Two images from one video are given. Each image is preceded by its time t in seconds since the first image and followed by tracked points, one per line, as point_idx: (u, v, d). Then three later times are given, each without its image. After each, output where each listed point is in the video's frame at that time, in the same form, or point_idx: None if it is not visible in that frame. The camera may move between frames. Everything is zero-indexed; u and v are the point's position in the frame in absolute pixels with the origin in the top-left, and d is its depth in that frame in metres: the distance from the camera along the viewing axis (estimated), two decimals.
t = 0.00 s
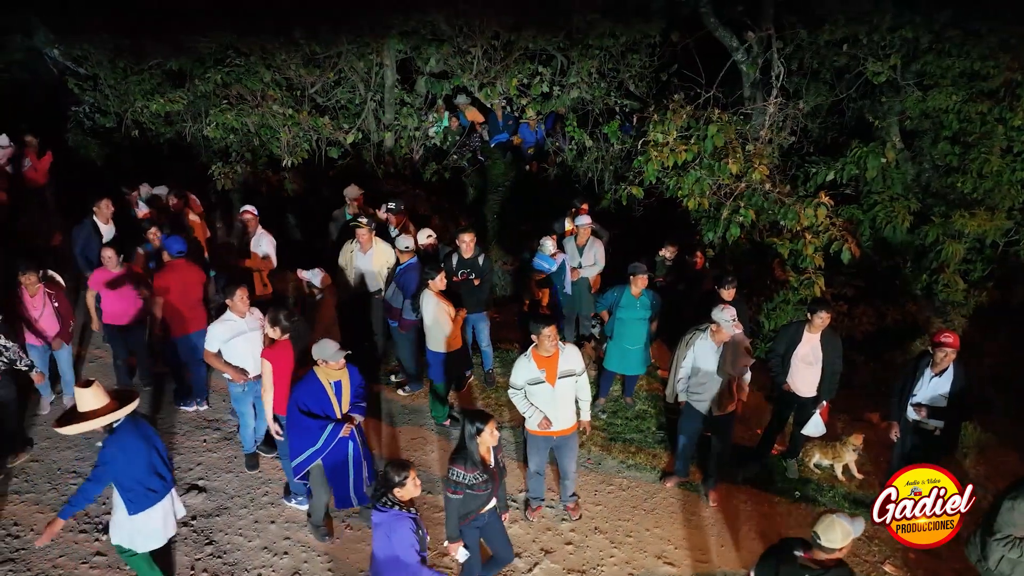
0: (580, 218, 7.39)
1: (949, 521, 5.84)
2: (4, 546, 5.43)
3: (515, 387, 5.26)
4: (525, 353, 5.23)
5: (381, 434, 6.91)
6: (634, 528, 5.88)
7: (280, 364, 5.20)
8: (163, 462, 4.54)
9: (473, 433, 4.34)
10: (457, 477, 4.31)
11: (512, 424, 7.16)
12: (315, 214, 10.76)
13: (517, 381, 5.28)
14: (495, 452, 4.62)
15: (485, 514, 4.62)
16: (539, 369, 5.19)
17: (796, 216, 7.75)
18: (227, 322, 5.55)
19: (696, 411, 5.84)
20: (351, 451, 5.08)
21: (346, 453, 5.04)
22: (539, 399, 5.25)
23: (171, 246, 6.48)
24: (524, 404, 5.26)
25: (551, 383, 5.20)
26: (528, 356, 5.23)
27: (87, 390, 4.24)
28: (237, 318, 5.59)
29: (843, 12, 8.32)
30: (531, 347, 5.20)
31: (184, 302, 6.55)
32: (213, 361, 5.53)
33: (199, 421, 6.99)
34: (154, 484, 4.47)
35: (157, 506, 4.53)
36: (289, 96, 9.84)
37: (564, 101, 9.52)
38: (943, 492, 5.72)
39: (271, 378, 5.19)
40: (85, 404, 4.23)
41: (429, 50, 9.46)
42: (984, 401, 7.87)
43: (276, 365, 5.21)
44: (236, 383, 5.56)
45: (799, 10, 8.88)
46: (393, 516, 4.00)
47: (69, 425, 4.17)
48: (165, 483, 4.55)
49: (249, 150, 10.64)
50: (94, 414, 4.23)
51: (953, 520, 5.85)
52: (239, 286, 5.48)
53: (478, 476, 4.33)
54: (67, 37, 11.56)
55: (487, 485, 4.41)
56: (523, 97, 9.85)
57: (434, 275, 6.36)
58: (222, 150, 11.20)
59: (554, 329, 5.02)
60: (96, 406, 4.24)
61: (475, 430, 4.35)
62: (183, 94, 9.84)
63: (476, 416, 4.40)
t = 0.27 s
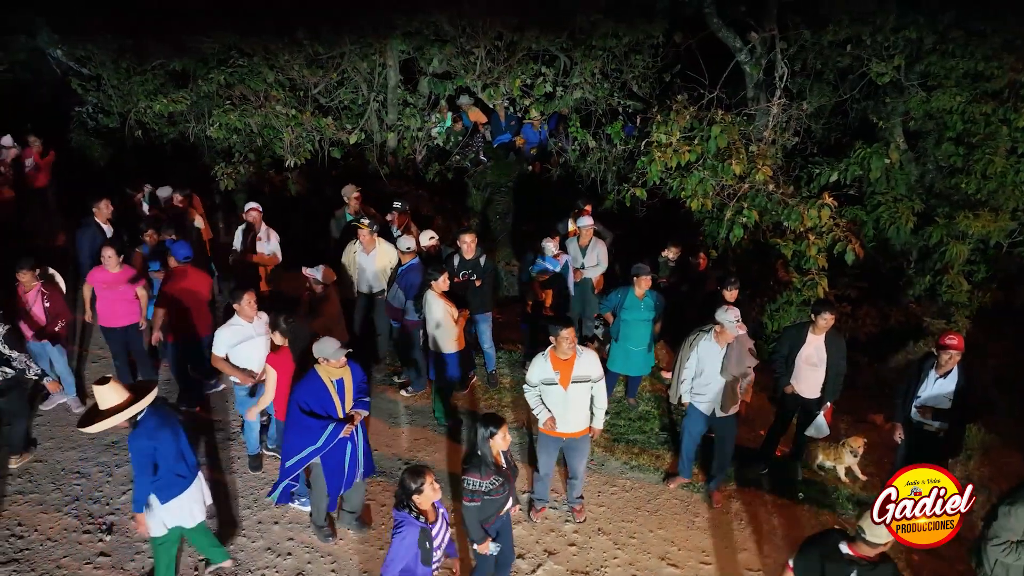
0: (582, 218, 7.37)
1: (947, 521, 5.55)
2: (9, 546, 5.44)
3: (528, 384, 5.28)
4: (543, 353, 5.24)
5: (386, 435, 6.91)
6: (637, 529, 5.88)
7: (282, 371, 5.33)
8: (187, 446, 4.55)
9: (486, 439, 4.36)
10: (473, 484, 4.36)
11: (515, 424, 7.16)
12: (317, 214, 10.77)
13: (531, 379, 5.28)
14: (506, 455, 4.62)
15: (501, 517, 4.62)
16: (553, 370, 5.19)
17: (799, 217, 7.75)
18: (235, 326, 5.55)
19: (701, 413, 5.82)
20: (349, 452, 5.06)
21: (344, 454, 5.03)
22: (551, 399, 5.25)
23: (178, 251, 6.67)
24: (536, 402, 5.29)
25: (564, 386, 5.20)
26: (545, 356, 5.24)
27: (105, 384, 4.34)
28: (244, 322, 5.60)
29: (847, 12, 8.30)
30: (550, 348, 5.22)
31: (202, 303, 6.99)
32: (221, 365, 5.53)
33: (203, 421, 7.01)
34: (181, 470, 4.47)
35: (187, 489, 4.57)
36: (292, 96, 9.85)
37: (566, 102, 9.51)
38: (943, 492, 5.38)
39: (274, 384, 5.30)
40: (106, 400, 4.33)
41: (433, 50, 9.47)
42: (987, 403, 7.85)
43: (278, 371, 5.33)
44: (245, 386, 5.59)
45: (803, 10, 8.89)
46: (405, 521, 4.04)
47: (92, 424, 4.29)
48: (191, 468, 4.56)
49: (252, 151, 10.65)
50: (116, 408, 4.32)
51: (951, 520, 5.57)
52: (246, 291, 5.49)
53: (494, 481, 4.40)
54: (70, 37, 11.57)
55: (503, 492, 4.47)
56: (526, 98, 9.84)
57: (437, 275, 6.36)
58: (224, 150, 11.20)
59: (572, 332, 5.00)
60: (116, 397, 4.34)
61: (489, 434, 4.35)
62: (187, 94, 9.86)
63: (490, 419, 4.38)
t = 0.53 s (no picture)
0: (583, 219, 7.41)
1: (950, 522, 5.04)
2: (11, 545, 5.45)
3: (535, 379, 5.30)
4: (550, 349, 5.26)
5: (388, 434, 6.92)
6: (639, 529, 5.88)
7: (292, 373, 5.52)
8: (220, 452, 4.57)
9: (492, 447, 4.36)
10: (483, 493, 4.40)
11: (517, 424, 7.16)
12: (319, 214, 10.79)
13: (538, 375, 5.30)
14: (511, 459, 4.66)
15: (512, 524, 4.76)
16: (560, 367, 5.21)
17: (801, 217, 7.75)
18: (245, 325, 5.56)
19: (704, 414, 5.82)
20: (358, 455, 5.10)
21: (352, 457, 5.05)
22: (556, 397, 5.26)
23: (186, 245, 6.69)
24: (542, 399, 5.31)
25: (569, 384, 5.21)
26: (552, 352, 5.25)
27: (129, 408, 4.37)
28: (254, 321, 5.61)
29: (850, 12, 8.30)
30: (557, 345, 5.24)
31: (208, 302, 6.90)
32: (233, 365, 5.60)
33: (205, 420, 7.02)
34: (222, 474, 4.52)
35: (230, 494, 4.63)
36: (294, 96, 9.86)
37: (568, 102, 9.51)
38: (944, 492, 4.94)
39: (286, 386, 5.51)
40: (134, 425, 4.37)
41: (435, 50, 9.48)
42: (989, 403, 7.84)
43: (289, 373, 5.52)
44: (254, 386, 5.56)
45: (805, 10, 8.89)
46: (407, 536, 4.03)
47: (124, 450, 4.34)
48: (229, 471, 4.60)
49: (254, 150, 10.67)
50: (145, 431, 4.36)
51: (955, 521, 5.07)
52: (256, 290, 5.47)
53: (504, 487, 4.45)
54: (72, 37, 11.59)
55: (513, 498, 4.52)
56: (528, 98, 9.84)
57: (439, 274, 6.37)
58: (227, 150, 11.22)
59: (581, 329, 5.04)
60: (142, 421, 4.37)
61: (495, 440, 4.37)
62: (189, 94, 9.88)
63: (497, 426, 4.40)
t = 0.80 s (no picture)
0: (584, 219, 7.43)
1: (948, 521, 5.11)
2: (14, 544, 5.46)
3: (529, 381, 5.28)
4: (544, 350, 5.26)
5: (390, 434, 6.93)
6: (640, 528, 5.88)
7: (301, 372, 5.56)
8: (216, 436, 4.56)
9: (483, 443, 4.43)
10: (481, 490, 4.47)
11: (519, 424, 7.16)
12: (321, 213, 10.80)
13: (531, 376, 5.29)
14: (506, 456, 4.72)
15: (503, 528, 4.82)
16: (556, 367, 5.21)
17: (803, 217, 7.76)
18: (251, 326, 5.54)
19: (704, 413, 5.82)
20: (363, 458, 5.08)
21: (358, 460, 5.04)
22: (553, 396, 5.26)
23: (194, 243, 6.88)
24: (539, 400, 5.28)
25: (566, 383, 5.21)
26: (547, 352, 5.25)
27: (121, 399, 4.34)
28: (260, 321, 5.59)
29: (851, 12, 8.29)
30: (551, 345, 5.24)
31: (215, 300, 6.96)
32: (237, 364, 5.53)
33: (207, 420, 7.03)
34: (218, 457, 4.48)
35: (228, 477, 4.60)
36: (296, 96, 9.87)
37: (570, 102, 9.51)
38: (943, 491, 4.99)
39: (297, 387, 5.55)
40: (125, 416, 4.34)
41: (437, 50, 9.49)
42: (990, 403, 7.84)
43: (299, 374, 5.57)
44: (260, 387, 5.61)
45: (806, 10, 8.88)
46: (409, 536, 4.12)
47: (117, 440, 4.34)
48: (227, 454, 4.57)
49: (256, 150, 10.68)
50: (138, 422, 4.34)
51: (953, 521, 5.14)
52: (261, 289, 5.45)
53: (501, 484, 4.50)
54: (74, 36, 11.61)
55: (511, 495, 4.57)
56: (529, 98, 9.84)
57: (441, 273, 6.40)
58: (228, 150, 11.23)
59: (577, 328, 5.02)
60: (135, 413, 4.35)
61: (486, 437, 4.42)
62: (191, 94, 9.90)
63: (490, 424, 4.44)
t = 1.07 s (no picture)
0: (585, 219, 7.42)
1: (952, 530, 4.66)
2: (16, 542, 5.48)
3: (520, 386, 5.25)
4: (533, 354, 5.23)
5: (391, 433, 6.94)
6: (641, 528, 5.88)
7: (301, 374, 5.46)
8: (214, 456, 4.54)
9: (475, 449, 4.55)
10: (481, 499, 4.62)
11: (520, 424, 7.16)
12: (323, 213, 10.81)
13: (521, 380, 5.26)
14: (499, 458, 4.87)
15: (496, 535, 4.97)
16: (547, 370, 5.19)
17: (805, 217, 7.77)
18: (251, 329, 5.54)
19: (704, 414, 5.82)
20: (372, 473, 5.03)
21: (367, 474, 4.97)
22: (543, 399, 5.22)
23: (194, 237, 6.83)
24: (528, 404, 5.26)
25: (557, 386, 5.19)
26: (536, 356, 5.23)
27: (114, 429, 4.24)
28: (261, 323, 5.59)
29: (853, 12, 8.28)
30: (540, 348, 5.20)
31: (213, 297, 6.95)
32: (237, 368, 5.55)
33: (209, 419, 7.05)
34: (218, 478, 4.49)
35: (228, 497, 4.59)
36: (298, 95, 9.90)
37: (571, 101, 9.52)
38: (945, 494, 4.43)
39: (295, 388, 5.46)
40: (119, 447, 4.22)
41: (439, 50, 9.50)
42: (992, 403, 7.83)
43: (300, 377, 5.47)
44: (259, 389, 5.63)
45: (808, 10, 8.88)
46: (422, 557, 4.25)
47: (115, 470, 4.22)
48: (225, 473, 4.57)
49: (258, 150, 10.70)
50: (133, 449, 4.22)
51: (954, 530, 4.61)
52: (262, 291, 5.45)
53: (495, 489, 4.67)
54: (77, 36, 11.64)
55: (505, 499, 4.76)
56: (531, 97, 9.85)
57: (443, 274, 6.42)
58: (231, 149, 11.25)
59: (565, 329, 5.00)
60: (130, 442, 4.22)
61: (478, 443, 4.53)
62: (194, 93, 9.92)
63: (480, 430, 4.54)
